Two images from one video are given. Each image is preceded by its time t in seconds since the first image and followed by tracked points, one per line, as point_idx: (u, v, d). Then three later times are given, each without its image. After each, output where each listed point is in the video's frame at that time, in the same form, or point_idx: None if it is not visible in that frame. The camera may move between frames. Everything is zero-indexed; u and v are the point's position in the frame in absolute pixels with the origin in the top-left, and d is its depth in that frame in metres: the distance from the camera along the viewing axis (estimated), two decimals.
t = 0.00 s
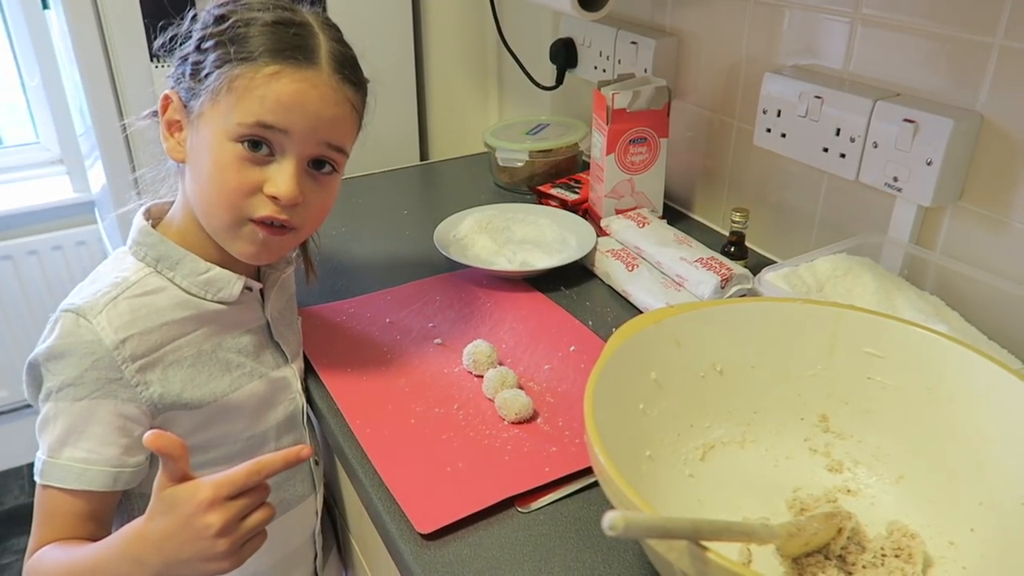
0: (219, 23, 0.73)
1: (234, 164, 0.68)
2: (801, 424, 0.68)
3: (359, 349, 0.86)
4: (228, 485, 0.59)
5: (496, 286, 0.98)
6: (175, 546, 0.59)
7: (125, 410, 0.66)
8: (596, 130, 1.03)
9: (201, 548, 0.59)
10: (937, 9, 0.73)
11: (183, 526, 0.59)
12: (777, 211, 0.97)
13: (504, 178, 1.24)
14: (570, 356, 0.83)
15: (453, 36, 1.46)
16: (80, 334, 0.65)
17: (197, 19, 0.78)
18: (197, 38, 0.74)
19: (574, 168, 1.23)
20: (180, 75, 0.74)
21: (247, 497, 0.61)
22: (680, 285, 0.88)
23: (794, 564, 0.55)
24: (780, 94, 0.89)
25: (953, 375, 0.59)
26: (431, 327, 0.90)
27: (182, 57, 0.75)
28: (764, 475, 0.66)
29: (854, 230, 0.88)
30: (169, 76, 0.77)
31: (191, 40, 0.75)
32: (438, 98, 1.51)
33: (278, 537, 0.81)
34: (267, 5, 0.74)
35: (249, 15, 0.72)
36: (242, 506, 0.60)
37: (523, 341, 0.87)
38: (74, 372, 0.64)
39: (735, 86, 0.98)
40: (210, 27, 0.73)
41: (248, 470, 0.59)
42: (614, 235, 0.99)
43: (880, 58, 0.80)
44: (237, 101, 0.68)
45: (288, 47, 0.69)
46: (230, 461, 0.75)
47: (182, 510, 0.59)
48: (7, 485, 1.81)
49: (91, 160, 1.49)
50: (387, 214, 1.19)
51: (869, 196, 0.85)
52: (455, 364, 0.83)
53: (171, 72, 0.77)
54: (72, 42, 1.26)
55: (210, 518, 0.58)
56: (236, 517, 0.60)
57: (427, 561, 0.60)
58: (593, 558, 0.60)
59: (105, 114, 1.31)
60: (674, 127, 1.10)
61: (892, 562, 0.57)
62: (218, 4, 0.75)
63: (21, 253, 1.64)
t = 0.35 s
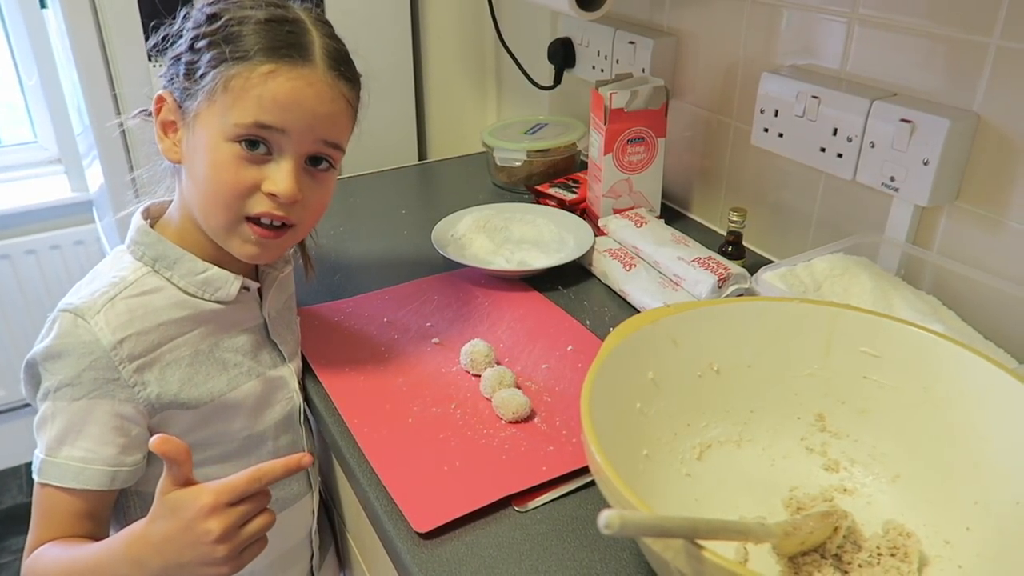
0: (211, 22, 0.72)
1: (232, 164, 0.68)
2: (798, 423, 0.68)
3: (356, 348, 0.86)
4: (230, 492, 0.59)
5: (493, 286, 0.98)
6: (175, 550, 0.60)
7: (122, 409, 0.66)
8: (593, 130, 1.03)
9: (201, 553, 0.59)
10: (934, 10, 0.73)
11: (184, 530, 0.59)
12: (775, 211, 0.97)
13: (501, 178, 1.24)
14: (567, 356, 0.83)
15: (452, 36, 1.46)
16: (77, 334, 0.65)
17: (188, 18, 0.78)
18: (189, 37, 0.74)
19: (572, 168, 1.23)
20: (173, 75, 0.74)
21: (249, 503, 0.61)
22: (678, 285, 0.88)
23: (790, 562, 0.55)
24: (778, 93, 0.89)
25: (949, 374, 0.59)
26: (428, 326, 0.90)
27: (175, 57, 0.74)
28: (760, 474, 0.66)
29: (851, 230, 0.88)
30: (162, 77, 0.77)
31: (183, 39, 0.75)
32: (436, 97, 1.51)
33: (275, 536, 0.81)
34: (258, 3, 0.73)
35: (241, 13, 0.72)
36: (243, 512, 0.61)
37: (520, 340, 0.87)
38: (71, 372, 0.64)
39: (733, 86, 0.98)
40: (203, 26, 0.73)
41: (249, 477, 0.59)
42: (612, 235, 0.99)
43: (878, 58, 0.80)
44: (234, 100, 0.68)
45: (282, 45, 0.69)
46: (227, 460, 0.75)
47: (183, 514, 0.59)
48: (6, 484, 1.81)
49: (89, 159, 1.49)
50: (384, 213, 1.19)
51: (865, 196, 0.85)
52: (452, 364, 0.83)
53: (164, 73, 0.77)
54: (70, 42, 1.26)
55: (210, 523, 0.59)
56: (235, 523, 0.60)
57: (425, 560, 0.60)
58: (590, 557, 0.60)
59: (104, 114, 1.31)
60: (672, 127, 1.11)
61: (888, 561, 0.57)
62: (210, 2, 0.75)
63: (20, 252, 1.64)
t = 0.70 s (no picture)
0: (208, 27, 0.69)
1: (264, 180, 0.69)
2: (797, 422, 0.68)
3: (356, 348, 0.86)
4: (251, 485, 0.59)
5: (493, 285, 0.98)
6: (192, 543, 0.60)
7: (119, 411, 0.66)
8: (592, 130, 1.03)
9: (214, 545, 0.59)
10: (932, 10, 0.74)
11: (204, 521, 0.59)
12: (774, 211, 0.97)
13: (500, 178, 1.24)
14: (567, 355, 0.83)
15: (450, 36, 1.46)
16: (69, 340, 0.65)
17: (161, 13, 0.72)
18: (176, 42, 0.70)
19: (571, 168, 1.23)
20: (165, 83, 0.70)
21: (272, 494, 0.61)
22: (677, 284, 0.88)
23: (789, 561, 0.55)
24: (777, 93, 0.89)
25: (947, 373, 0.59)
26: (428, 326, 0.90)
27: (164, 64, 0.70)
28: (759, 473, 0.67)
29: (850, 230, 0.89)
30: (139, 80, 0.72)
31: (170, 43, 0.70)
32: (435, 98, 1.51)
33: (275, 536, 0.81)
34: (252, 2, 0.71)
35: (243, 18, 0.69)
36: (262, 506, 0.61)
37: (519, 340, 0.87)
38: (65, 377, 0.64)
39: (732, 86, 0.98)
40: (197, 31, 0.69)
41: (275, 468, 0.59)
42: (611, 235, 0.99)
43: (877, 58, 0.80)
44: (264, 118, 0.68)
45: (301, 56, 0.70)
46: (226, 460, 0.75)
47: (198, 507, 0.59)
48: (4, 485, 1.81)
49: (87, 159, 1.49)
50: (383, 213, 1.19)
51: (864, 196, 0.85)
52: (451, 363, 0.83)
53: (141, 76, 0.72)
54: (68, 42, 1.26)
55: (225, 515, 0.58)
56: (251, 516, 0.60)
57: (424, 560, 0.60)
58: (589, 557, 0.60)
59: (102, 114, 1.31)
60: (670, 127, 1.11)
61: (888, 560, 0.57)
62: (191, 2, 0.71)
63: (18, 253, 1.64)
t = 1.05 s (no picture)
0: (189, 29, 0.68)
1: (258, 177, 0.71)
2: (794, 422, 0.68)
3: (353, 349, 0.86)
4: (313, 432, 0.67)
5: (491, 286, 0.98)
6: (255, 497, 0.64)
7: (148, 383, 0.68)
8: (589, 131, 1.03)
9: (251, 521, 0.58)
10: (928, 11, 0.74)
11: (266, 468, 0.65)
12: (771, 211, 0.97)
13: (498, 178, 1.25)
14: (564, 356, 0.83)
15: (447, 36, 1.46)
16: (81, 324, 0.66)
17: (124, 15, 0.69)
18: (153, 47, 0.67)
19: (569, 168, 1.23)
20: (145, 88, 0.68)
21: (323, 435, 0.67)
22: (674, 285, 0.88)
23: (787, 562, 0.55)
24: (774, 94, 0.89)
25: (944, 373, 0.59)
26: (425, 326, 0.90)
27: (142, 69, 0.68)
28: (757, 474, 0.67)
29: (848, 230, 0.89)
30: (111, 85, 0.69)
31: (145, 47, 0.68)
32: (432, 98, 1.51)
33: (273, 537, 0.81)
34: None
35: (222, 17, 0.69)
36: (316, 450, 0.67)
37: (517, 341, 0.87)
38: (94, 356, 0.65)
39: (729, 86, 0.99)
40: (176, 33, 0.67)
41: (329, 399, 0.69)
42: (608, 235, 0.99)
43: (873, 58, 0.81)
44: (256, 119, 0.69)
45: (282, 52, 0.71)
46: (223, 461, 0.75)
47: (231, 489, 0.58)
48: (2, 487, 1.81)
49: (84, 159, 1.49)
50: (381, 214, 1.19)
51: (861, 196, 0.86)
52: (449, 364, 0.83)
53: (112, 80, 0.69)
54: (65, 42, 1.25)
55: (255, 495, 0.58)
56: (306, 463, 0.66)
57: (422, 561, 0.60)
58: (587, 557, 0.60)
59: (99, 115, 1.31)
60: (668, 127, 1.11)
61: (884, 560, 0.57)
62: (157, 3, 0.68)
63: (15, 254, 1.63)
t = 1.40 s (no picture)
0: (201, 29, 0.68)
1: (268, 179, 0.71)
2: (793, 423, 0.68)
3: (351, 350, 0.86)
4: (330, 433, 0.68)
5: (490, 287, 0.98)
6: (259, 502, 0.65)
7: (153, 385, 0.68)
8: (588, 131, 1.03)
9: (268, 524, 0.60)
10: (925, 12, 0.74)
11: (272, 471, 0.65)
12: (770, 212, 0.97)
13: (497, 179, 1.25)
14: (564, 357, 0.84)
15: (446, 37, 1.46)
16: (86, 325, 0.66)
17: (136, 15, 0.69)
18: (165, 47, 0.68)
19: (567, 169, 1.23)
20: (156, 88, 0.68)
21: (324, 445, 0.67)
22: (673, 286, 0.88)
23: (786, 563, 0.55)
24: (773, 94, 0.89)
25: (943, 375, 0.59)
26: (423, 327, 0.90)
27: (154, 69, 0.68)
28: (756, 475, 0.67)
29: (846, 230, 0.89)
30: (123, 86, 0.69)
31: (157, 47, 0.68)
32: (431, 99, 1.51)
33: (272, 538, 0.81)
34: None
35: (233, 18, 0.69)
36: (317, 458, 0.67)
37: (516, 342, 0.87)
38: (100, 358, 0.65)
39: (727, 87, 0.99)
40: (188, 33, 0.68)
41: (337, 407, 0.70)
42: (607, 236, 0.99)
43: (871, 59, 0.81)
44: (267, 119, 0.69)
45: (293, 52, 0.71)
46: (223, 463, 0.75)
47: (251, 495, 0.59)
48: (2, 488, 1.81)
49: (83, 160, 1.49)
50: (380, 215, 1.19)
51: (860, 197, 0.86)
52: (447, 365, 0.83)
53: (124, 81, 0.69)
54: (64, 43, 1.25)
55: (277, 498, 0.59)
56: (309, 470, 0.67)
57: (421, 562, 0.60)
58: (586, 559, 0.60)
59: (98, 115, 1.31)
60: (666, 128, 1.11)
61: (883, 561, 0.57)
62: (170, 4, 0.68)
63: (15, 255, 1.63)
